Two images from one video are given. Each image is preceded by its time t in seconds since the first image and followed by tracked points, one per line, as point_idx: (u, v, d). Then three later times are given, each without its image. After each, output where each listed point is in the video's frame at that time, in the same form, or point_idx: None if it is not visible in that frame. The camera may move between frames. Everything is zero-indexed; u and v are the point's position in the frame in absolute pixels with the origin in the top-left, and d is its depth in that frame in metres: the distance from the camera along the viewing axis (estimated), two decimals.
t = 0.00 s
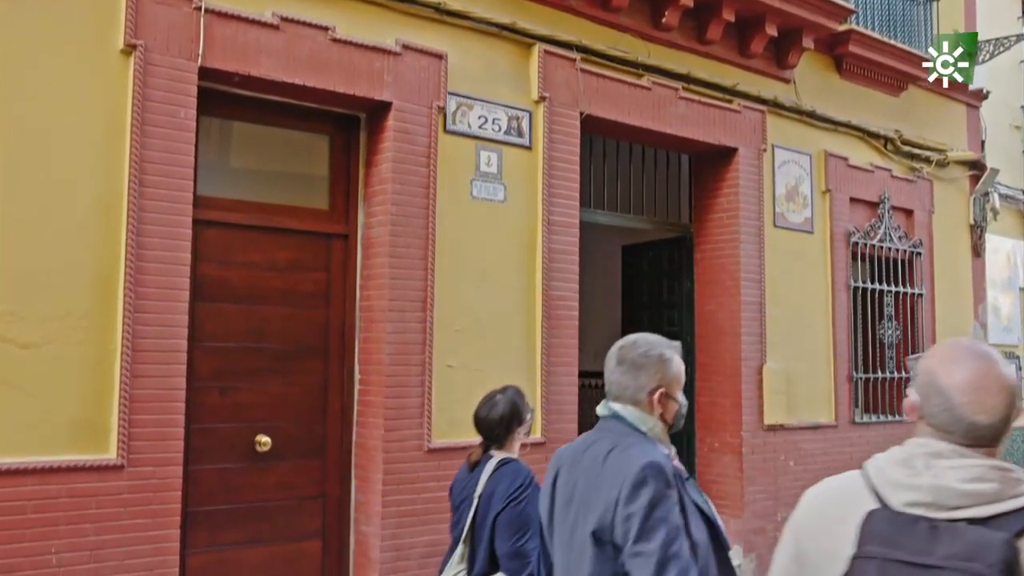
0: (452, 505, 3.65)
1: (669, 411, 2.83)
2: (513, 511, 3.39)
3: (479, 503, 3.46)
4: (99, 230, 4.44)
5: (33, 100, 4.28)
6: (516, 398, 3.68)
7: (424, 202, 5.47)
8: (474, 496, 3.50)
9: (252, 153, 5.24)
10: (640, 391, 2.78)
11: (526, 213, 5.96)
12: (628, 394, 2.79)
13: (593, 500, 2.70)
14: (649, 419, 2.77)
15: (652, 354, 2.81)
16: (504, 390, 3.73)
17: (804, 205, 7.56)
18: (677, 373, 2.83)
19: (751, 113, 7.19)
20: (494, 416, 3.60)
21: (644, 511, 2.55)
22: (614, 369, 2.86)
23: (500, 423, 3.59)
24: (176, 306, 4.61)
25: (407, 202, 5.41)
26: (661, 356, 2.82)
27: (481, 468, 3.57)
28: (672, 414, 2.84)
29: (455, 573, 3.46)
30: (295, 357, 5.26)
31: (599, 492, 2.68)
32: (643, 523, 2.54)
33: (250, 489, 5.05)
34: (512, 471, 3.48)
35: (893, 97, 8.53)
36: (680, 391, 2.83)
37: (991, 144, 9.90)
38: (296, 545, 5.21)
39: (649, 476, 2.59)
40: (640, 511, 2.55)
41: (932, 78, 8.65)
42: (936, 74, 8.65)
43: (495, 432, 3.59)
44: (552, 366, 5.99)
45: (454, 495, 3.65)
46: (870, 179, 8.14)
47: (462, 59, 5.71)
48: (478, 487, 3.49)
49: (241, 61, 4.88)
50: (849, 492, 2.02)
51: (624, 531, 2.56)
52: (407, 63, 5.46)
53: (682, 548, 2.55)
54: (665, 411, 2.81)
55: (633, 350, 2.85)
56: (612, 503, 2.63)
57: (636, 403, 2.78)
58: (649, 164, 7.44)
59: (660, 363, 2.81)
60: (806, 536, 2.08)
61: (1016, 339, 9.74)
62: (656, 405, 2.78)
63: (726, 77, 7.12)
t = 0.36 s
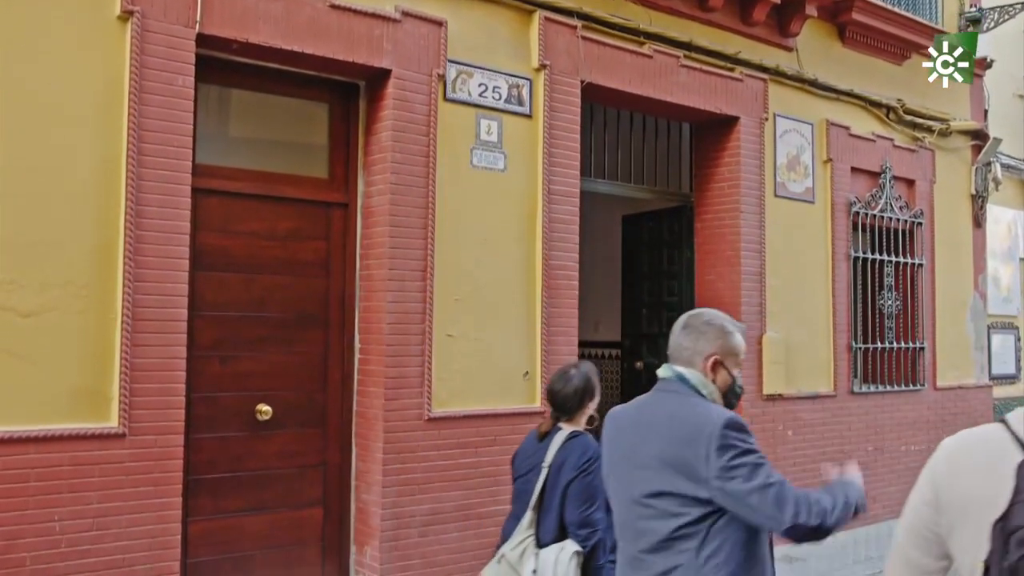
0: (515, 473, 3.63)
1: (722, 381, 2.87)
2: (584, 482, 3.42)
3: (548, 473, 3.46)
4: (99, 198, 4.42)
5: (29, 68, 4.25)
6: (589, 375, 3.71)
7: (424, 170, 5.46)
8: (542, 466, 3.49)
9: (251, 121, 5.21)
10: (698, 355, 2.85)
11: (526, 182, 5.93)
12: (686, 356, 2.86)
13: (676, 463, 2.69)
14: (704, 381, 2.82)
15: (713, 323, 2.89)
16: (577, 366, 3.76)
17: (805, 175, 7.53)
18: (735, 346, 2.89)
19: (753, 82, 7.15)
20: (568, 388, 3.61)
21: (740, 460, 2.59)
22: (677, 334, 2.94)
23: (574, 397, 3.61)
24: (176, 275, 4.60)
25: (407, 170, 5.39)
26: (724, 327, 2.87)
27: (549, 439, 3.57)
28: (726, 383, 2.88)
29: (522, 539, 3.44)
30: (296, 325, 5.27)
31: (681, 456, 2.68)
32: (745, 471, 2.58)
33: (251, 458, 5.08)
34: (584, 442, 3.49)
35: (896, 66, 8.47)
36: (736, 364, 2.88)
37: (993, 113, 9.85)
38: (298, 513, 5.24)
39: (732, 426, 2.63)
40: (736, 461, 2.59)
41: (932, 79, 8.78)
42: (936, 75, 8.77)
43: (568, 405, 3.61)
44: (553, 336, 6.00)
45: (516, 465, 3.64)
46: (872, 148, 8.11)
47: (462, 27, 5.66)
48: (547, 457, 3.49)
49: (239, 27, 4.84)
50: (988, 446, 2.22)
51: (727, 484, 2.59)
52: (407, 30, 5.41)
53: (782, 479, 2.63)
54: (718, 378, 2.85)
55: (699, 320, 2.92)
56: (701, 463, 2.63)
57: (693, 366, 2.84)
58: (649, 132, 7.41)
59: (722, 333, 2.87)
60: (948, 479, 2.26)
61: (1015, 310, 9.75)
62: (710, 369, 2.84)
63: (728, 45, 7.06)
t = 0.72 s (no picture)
0: (597, 449, 3.80)
1: (801, 371, 2.88)
2: (677, 455, 3.58)
3: (638, 448, 3.61)
4: (99, 184, 4.41)
5: (29, 54, 4.24)
6: (670, 351, 3.79)
7: (424, 157, 5.45)
8: (630, 441, 3.64)
9: (251, 107, 5.20)
10: (776, 347, 2.88)
11: (527, 168, 5.92)
12: (765, 349, 2.90)
13: (773, 454, 2.74)
14: (787, 377, 2.85)
15: (789, 316, 2.91)
16: (657, 342, 3.84)
17: (805, 161, 7.52)
18: (815, 336, 2.89)
19: (754, 67, 7.13)
20: (652, 364, 3.70)
21: (837, 447, 2.68)
22: (758, 329, 2.98)
23: (656, 373, 3.69)
24: (176, 261, 4.60)
25: (407, 156, 5.38)
26: (804, 323, 2.87)
27: (634, 415, 3.71)
28: (806, 375, 2.89)
29: (617, 512, 3.57)
30: (296, 311, 5.27)
31: (777, 446, 2.73)
32: (841, 457, 2.67)
33: (252, 444, 5.09)
34: (672, 419, 3.65)
35: (898, 52, 8.44)
36: (817, 355, 2.88)
37: (995, 99, 9.83)
38: (298, 498, 5.26)
39: (827, 415, 2.71)
40: (834, 448, 2.68)
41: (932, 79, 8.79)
42: (936, 74, 8.79)
43: (650, 382, 3.70)
44: (553, 322, 6.01)
45: (598, 441, 3.80)
46: (873, 134, 8.09)
47: (463, 12, 5.64)
48: (635, 433, 3.64)
49: (238, 12, 4.81)
50: None
51: (825, 470, 2.68)
52: (407, 15, 5.39)
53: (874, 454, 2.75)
54: (796, 369, 2.88)
55: (780, 314, 2.94)
56: (797, 453, 2.70)
57: (771, 358, 2.88)
58: (651, 118, 7.40)
59: (803, 329, 2.88)
60: (1009, 471, 2.25)
61: (1015, 297, 9.75)
62: (788, 362, 2.86)
63: (730, 30, 7.04)
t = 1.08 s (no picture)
0: (647, 443, 3.91)
1: (851, 352, 3.06)
2: (729, 445, 3.70)
3: (690, 437, 3.73)
4: (99, 177, 4.41)
5: (28, 47, 4.24)
6: (721, 347, 3.92)
7: (424, 150, 5.44)
8: (683, 431, 3.76)
9: (251, 99, 5.19)
10: (823, 333, 3.11)
11: (527, 161, 5.91)
12: (814, 337, 3.13)
13: (802, 434, 2.94)
14: (837, 359, 3.05)
15: (835, 303, 3.12)
16: (708, 338, 3.97)
17: (806, 154, 7.51)
18: (863, 316, 3.06)
19: (754, 60, 7.11)
20: (704, 359, 3.83)
21: (857, 434, 2.82)
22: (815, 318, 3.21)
23: (708, 367, 3.83)
24: (176, 254, 4.60)
25: (407, 148, 5.37)
26: (847, 305, 3.07)
27: (685, 407, 3.84)
28: (857, 354, 3.05)
29: (670, 498, 3.65)
30: (297, 303, 5.27)
31: (807, 425, 2.92)
32: (859, 446, 2.80)
33: (252, 436, 5.09)
34: (722, 411, 3.76)
35: (898, 44, 8.42)
36: (867, 333, 3.04)
37: (996, 92, 9.82)
38: (298, 491, 5.27)
39: (855, 404, 2.86)
40: (852, 435, 2.82)
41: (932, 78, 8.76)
42: (937, 74, 8.77)
43: (701, 375, 3.83)
44: (553, 315, 6.01)
45: (648, 435, 3.92)
46: (874, 127, 8.09)
47: (462, 4, 5.63)
48: (688, 422, 3.76)
49: (237, 4, 4.80)
50: None
51: (843, 456, 2.81)
52: (407, 8, 5.38)
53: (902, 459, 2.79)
54: (844, 350, 3.06)
55: (830, 301, 3.16)
56: (820, 433, 2.88)
57: (818, 344, 3.10)
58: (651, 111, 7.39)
59: (846, 311, 3.08)
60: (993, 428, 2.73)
61: (1015, 290, 9.74)
62: (833, 345, 3.07)
63: (730, 23, 7.02)
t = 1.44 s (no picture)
0: (698, 435, 3.81)
1: (845, 341, 3.45)
2: (772, 434, 3.57)
3: (735, 430, 3.64)
4: (100, 175, 4.41)
5: (28, 46, 4.23)
6: (767, 342, 3.85)
7: (424, 148, 5.44)
8: (726, 424, 3.68)
9: (251, 97, 5.19)
10: (823, 324, 3.51)
11: (527, 159, 5.91)
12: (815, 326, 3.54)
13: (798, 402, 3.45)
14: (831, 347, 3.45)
15: (837, 297, 3.51)
16: (755, 334, 3.90)
17: (806, 152, 7.51)
18: (861, 311, 3.45)
19: (754, 58, 7.11)
20: (750, 354, 3.76)
21: (825, 374, 3.32)
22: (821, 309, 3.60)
23: (756, 360, 3.75)
24: (176, 252, 4.60)
25: (407, 146, 5.37)
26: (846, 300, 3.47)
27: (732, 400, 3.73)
28: (849, 343, 3.45)
29: (715, 488, 3.63)
30: (297, 302, 5.27)
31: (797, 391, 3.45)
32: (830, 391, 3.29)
33: (252, 435, 5.09)
34: (766, 403, 3.65)
35: (898, 42, 8.42)
36: (863, 326, 3.43)
37: (996, 90, 9.80)
38: (298, 489, 5.27)
39: (817, 355, 3.39)
40: (822, 383, 3.32)
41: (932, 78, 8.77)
42: (936, 74, 8.77)
43: (749, 368, 3.75)
44: (553, 313, 6.01)
45: (698, 426, 3.81)
46: (874, 125, 8.08)
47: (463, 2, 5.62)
48: (732, 415, 3.67)
49: (237, 2, 4.80)
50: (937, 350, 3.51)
51: (823, 396, 3.32)
52: (406, 6, 5.38)
53: (883, 364, 3.25)
54: (839, 340, 3.46)
55: (832, 295, 3.55)
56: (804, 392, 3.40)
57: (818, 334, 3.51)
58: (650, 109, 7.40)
59: (841, 304, 3.49)
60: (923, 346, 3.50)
61: (1015, 288, 9.74)
62: (830, 334, 3.47)
63: (730, 21, 7.01)
